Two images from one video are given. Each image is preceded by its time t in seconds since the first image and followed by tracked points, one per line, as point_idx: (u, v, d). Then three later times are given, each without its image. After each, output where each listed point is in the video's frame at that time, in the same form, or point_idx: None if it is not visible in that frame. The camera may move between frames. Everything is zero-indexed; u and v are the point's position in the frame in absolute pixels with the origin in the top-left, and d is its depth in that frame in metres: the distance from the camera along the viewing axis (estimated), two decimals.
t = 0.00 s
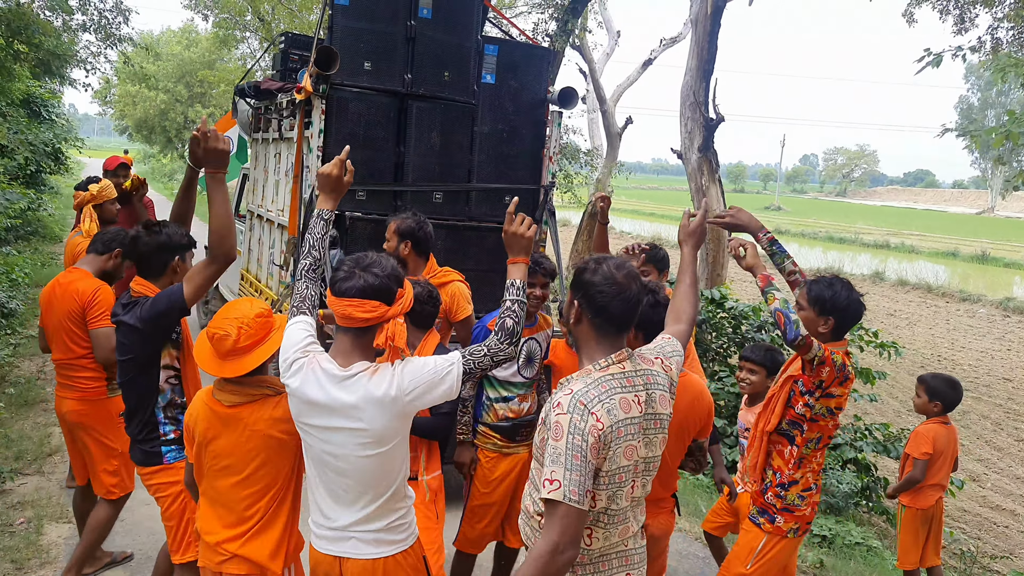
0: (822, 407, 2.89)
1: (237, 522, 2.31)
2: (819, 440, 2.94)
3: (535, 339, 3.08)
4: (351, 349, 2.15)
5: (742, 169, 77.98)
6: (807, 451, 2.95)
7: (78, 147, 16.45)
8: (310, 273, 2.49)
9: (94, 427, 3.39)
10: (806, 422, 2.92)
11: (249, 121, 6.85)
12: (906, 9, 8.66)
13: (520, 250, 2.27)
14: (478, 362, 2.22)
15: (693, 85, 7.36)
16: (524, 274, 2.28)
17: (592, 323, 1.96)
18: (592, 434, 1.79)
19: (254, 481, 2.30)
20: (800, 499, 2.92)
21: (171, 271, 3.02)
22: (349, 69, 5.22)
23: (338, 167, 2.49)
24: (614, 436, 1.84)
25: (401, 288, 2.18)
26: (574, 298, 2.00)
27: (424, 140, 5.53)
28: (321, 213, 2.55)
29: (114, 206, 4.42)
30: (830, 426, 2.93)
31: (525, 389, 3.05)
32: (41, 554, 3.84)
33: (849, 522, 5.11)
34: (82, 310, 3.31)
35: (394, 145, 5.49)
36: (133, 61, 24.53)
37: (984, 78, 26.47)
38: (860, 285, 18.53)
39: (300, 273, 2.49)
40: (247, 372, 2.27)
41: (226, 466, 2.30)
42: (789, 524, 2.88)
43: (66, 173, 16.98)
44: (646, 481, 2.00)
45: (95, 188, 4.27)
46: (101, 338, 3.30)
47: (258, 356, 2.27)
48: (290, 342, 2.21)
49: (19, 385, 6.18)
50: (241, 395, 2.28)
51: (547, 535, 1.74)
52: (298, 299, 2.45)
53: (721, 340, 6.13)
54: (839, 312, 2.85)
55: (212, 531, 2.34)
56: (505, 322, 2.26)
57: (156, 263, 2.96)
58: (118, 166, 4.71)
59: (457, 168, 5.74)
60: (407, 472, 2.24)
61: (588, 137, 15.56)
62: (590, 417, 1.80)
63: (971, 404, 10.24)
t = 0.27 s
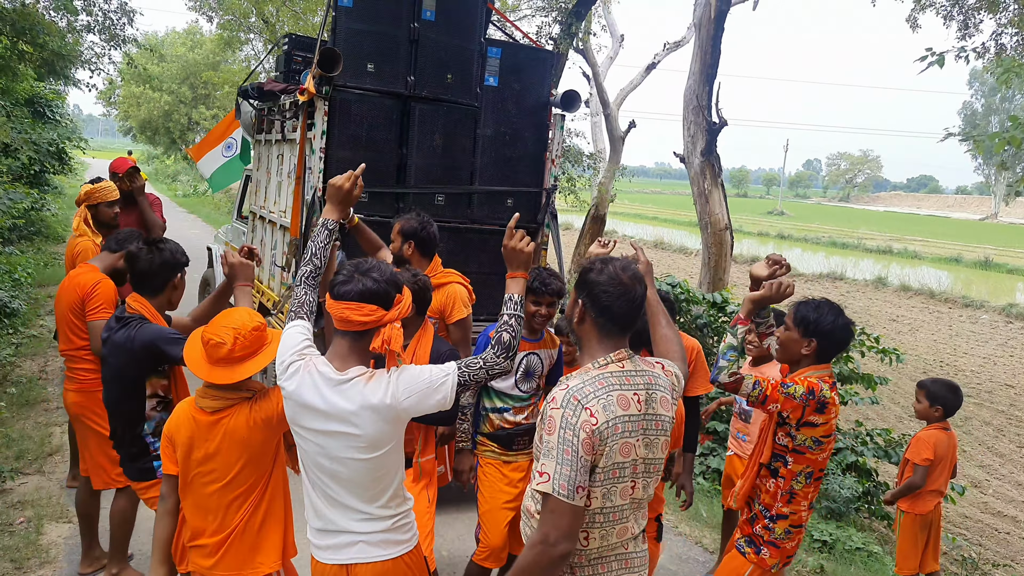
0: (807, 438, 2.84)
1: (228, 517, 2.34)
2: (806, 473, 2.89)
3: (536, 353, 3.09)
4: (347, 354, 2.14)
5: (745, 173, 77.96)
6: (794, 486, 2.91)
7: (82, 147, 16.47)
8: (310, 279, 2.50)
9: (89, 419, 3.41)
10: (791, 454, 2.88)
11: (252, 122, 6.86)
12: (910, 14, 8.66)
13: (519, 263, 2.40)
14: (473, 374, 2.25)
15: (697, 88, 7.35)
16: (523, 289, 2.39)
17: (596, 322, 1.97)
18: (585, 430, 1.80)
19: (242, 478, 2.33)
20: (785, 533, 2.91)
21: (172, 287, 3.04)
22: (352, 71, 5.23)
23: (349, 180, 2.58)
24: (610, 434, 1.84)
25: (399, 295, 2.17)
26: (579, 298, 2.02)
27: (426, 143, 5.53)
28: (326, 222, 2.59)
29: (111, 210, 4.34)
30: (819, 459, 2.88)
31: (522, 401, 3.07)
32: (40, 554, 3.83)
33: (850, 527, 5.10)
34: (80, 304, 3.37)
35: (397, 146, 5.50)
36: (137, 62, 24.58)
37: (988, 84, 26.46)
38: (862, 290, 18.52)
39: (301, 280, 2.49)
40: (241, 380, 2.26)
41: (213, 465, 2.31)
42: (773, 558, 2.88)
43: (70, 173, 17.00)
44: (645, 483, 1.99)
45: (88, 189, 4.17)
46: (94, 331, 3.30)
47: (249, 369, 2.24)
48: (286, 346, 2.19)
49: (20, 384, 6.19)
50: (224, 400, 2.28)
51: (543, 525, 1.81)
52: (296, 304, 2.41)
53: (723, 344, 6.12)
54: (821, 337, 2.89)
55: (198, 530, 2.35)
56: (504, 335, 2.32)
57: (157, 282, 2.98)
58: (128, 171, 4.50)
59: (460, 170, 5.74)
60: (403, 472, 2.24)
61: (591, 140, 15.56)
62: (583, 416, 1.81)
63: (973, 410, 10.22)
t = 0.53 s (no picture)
0: (783, 411, 2.80)
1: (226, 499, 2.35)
2: (785, 447, 2.86)
3: (538, 345, 3.11)
4: (351, 343, 2.14)
5: (744, 175, 78.00)
6: (774, 459, 2.88)
7: (81, 147, 16.47)
8: (313, 274, 2.49)
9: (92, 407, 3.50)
10: (769, 426, 2.86)
11: (251, 122, 6.86)
12: (909, 17, 8.66)
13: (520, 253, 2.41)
14: (475, 361, 2.28)
15: (696, 90, 7.35)
16: (525, 277, 2.41)
17: (597, 320, 1.96)
18: (580, 428, 1.80)
19: (237, 461, 2.33)
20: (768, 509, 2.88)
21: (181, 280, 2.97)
22: (351, 71, 5.23)
23: (352, 175, 2.58)
24: (606, 431, 1.84)
25: (400, 283, 2.20)
26: (580, 296, 2.01)
27: (426, 143, 5.53)
28: (327, 219, 2.58)
29: (108, 212, 4.33)
30: (798, 435, 2.82)
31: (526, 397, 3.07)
32: (36, 553, 3.83)
33: (847, 529, 5.09)
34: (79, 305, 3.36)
35: (396, 147, 5.49)
36: (136, 61, 24.58)
37: (987, 87, 26.47)
38: (861, 293, 18.53)
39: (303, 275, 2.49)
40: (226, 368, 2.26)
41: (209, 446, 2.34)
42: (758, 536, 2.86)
43: (68, 173, 16.97)
44: (644, 484, 1.99)
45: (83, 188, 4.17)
46: (95, 330, 3.30)
47: (242, 354, 2.25)
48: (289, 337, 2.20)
49: (18, 384, 6.18)
50: (217, 386, 2.29)
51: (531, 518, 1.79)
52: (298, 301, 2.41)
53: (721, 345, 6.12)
54: (802, 320, 2.82)
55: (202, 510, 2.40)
56: (505, 321, 2.36)
57: (169, 273, 2.89)
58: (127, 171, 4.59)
59: (458, 171, 5.73)
60: (404, 467, 2.24)
61: (590, 141, 15.57)
62: (579, 413, 1.81)
63: (971, 413, 10.23)
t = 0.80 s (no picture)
0: (778, 419, 2.82)
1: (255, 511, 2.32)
2: (783, 456, 2.86)
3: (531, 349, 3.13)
4: (358, 348, 2.15)
5: (743, 176, 78.00)
6: (769, 469, 2.89)
7: (79, 145, 16.45)
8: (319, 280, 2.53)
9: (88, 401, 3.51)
10: (764, 435, 2.87)
11: (249, 120, 6.85)
12: (908, 18, 8.66)
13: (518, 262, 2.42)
14: (481, 369, 2.37)
15: (695, 90, 7.35)
16: (524, 286, 2.45)
17: (594, 325, 1.95)
18: (579, 436, 1.78)
19: (270, 476, 2.31)
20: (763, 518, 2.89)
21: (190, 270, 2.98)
22: (349, 70, 5.22)
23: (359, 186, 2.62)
24: (606, 437, 1.83)
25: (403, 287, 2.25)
26: (575, 299, 2.00)
27: (424, 142, 5.52)
28: (334, 227, 2.61)
29: (104, 211, 4.24)
30: (795, 442, 2.84)
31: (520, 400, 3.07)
32: (33, 551, 3.82)
33: (844, 530, 5.10)
34: (80, 304, 3.36)
35: (394, 146, 5.49)
36: (135, 59, 24.56)
37: (986, 88, 26.49)
38: (859, 293, 18.53)
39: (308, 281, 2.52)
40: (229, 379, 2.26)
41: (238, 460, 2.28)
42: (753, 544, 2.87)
43: (66, 171, 16.94)
44: (642, 484, 1.99)
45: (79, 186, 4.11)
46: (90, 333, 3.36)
47: (246, 364, 2.25)
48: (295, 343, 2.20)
49: (14, 382, 6.17)
50: (239, 398, 2.29)
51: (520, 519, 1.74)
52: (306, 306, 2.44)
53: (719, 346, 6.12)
54: (792, 320, 2.81)
55: (225, 523, 2.34)
56: (508, 331, 2.43)
57: (179, 259, 2.88)
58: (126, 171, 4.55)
59: (457, 170, 5.73)
60: (411, 470, 2.23)
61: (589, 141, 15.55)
62: (580, 418, 1.80)
63: (969, 414, 10.23)
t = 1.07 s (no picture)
0: (796, 446, 2.67)
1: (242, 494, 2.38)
2: (797, 479, 2.72)
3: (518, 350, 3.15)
4: (377, 346, 2.18)
5: (742, 175, 78.00)
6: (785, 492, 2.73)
7: (76, 144, 16.41)
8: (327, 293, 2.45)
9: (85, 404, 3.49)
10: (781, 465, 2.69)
11: (246, 119, 6.85)
12: (906, 19, 8.67)
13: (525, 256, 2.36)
14: (497, 360, 2.20)
15: (693, 90, 7.35)
16: (532, 280, 2.34)
17: (594, 327, 1.94)
18: (568, 436, 1.78)
19: (258, 458, 2.38)
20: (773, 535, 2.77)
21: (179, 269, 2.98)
22: (346, 69, 5.22)
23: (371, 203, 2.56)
24: (598, 440, 1.83)
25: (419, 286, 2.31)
26: (575, 302, 2.00)
27: (421, 141, 5.52)
28: (342, 242, 2.54)
29: (105, 212, 4.23)
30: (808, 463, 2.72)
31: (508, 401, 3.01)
32: (28, 550, 3.81)
33: (840, 530, 5.10)
34: (77, 305, 3.38)
35: (391, 145, 5.48)
36: (133, 58, 24.53)
37: (984, 89, 26.52)
38: (857, 293, 18.54)
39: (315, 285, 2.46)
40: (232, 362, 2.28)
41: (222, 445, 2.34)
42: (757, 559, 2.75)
43: (64, 169, 16.92)
44: (642, 488, 1.99)
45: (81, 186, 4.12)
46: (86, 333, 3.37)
47: (256, 347, 2.29)
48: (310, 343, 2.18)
49: (10, 380, 6.16)
50: (234, 378, 2.31)
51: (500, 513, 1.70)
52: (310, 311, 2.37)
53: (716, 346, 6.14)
54: (792, 335, 2.77)
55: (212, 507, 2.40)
56: (519, 323, 2.30)
57: (168, 259, 2.89)
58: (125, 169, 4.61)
59: (454, 169, 5.73)
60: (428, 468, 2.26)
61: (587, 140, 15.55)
62: (570, 419, 1.79)
63: (966, 414, 10.24)
